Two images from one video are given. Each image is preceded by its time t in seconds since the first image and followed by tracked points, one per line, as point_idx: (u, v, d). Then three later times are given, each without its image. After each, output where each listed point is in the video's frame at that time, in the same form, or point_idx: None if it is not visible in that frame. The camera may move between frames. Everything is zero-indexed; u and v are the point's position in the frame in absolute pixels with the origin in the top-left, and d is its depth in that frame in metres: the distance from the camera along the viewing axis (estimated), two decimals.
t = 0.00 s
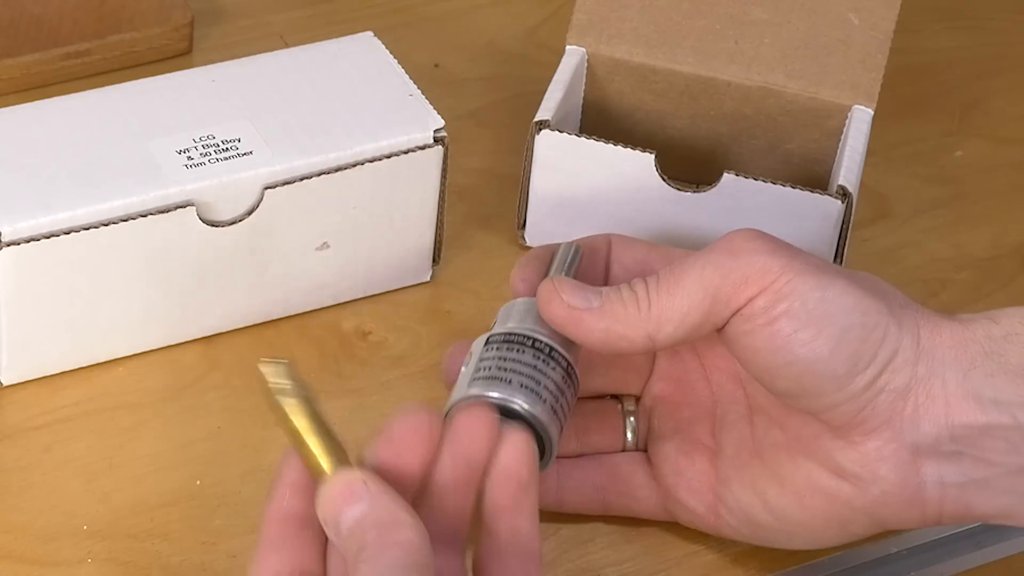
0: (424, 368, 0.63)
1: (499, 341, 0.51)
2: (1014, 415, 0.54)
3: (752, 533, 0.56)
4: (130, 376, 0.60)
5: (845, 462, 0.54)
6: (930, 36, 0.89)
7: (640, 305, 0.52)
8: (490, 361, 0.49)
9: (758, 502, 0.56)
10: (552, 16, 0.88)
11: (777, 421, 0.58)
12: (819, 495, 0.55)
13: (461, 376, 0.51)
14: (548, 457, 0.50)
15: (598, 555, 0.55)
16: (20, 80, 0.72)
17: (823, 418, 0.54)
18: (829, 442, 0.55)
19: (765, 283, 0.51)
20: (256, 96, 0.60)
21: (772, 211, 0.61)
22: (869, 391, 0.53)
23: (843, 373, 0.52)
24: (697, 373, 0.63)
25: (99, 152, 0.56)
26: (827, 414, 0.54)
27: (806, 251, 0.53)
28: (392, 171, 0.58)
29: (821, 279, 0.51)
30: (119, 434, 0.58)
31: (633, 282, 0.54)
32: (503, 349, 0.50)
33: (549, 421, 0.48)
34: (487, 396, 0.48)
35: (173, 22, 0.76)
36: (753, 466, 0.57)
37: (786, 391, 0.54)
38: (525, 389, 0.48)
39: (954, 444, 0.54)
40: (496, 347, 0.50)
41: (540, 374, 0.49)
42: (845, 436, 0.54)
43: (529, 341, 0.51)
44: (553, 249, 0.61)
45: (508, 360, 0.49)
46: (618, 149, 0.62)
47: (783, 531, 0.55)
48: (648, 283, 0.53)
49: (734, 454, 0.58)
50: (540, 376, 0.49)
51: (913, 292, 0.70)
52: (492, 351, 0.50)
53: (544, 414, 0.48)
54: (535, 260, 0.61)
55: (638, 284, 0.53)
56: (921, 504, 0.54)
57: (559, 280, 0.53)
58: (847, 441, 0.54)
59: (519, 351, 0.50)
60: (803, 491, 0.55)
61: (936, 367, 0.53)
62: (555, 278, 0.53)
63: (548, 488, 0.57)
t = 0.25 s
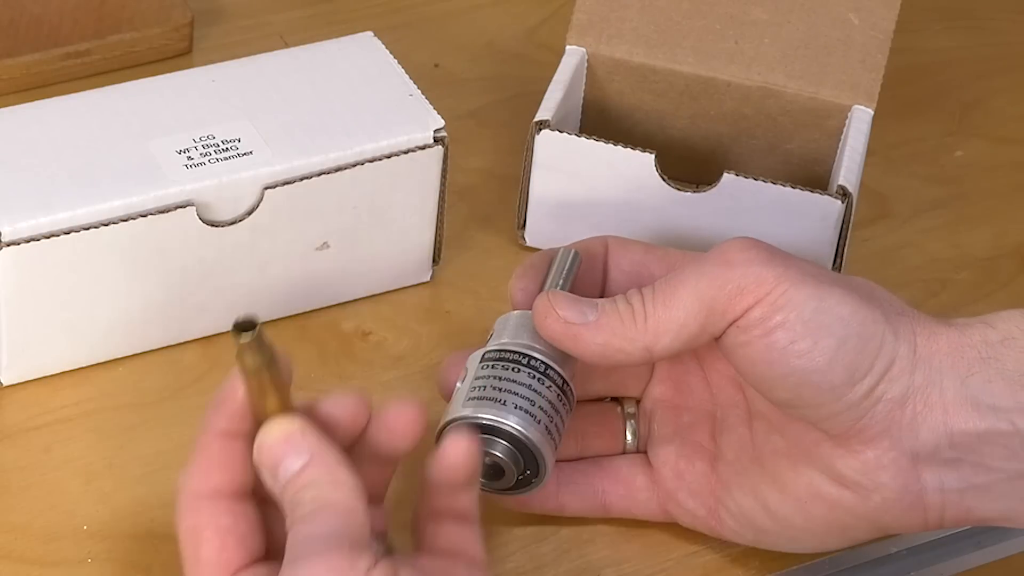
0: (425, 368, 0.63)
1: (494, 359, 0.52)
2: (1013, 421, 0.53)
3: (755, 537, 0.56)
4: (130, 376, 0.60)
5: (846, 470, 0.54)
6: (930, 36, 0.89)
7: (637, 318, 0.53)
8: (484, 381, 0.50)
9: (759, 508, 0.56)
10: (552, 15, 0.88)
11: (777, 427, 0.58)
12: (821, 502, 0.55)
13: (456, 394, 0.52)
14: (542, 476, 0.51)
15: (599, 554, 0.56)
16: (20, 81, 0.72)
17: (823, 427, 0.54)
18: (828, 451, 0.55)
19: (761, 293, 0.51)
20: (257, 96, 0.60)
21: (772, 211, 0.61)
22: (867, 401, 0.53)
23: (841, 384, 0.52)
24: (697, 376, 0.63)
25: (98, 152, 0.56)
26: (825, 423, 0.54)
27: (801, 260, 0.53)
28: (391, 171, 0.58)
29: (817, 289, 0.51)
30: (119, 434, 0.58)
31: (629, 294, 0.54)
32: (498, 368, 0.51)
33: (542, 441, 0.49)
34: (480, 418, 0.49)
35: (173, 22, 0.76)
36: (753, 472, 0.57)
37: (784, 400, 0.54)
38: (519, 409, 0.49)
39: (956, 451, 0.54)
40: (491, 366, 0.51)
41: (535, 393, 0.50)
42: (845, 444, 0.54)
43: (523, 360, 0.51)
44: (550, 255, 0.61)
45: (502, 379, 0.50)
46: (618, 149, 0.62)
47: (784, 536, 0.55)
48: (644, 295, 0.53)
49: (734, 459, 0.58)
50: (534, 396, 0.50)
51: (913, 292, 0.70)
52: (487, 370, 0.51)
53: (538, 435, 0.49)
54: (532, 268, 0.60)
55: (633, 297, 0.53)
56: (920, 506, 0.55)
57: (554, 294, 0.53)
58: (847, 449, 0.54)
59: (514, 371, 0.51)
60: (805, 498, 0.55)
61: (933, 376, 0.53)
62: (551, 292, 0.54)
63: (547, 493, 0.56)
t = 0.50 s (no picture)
0: (425, 368, 0.63)
1: (494, 361, 0.51)
2: (1013, 422, 0.53)
3: (755, 538, 0.56)
4: (130, 376, 0.60)
5: (846, 472, 0.54)
6: (930, 36, 0.89)
7: (636, 320, 0.53)
8: (483, 383, 0.50)
9: (760, 509, 0.56)
10: (552, 15, 0.88)
11: (777, 429, 0.58)
12: (821, 503, 0.55)
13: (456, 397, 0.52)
14: (542, 478, 0.51)
15: (599, 555, 0.56)
16: (20, 81, 0.72)
17: (822, 428, 0.54)
18: (828, 451, 0.55)
19: (761, 297, 0.51)
20: (257, 96, 0.60)
21: (772, 211, 0.61)
22: (867, 403, 0.53)
23: (840, 387, 0.52)
24: (696, 376, 0.63)
25: (99, 152, 0.56)
26: (825, 425, 0.54)
27: (801, 262, 0.53)
28: (391, 171, 0.58)
29: (816, 292, 0.51)
30: (119, 434, 0.58)
31: (629, 296, 0.54)
32: (498, 370, 0.51)
33: (542, 444, 0.49)
34: (479, 421, 0.49)
35: (173, 22, 0.76)
36: (753, 472, 0.57)
37: (784, 402, 0.54)
38: (518, 412, 0.49)
39: (957, 452, 0.54)
40: (490, 368, 0.51)
41: (534, 396, 0.50)
42: (844, 446, 0.54)
43: (522, 362, 0.51)
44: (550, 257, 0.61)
45: (501, 382, 0.50)
46: (617, 149, 0.62)
47: (784, 537, 0.55)
48: (643, 297, 0.53)
49: (734, 459, 0.58)
50: (534, 398, 0.50)
51: (913, 292, 0.70)
52: (486, 372, 0.51)
53: (537, 437, 0.49)
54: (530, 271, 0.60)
55: (633, 298, 0.53)
56: (920, 506, 0.55)
57: (553, 295, 0.53)
58: (847, 451, 0.54)
59: (513, 372, 0.51)
60: (804, 499, 0.55)
61: (933, 378, 0.53)
62: (550, 294, 0.54)
63: (547, 494, 0.56)
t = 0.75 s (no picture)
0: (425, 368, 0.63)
1: (494, 358, 0.51)
2: (1013, 423, 0.54)
3: (756, 538, 0.56)
4: (130, 376, 0.60)
5: (847, 472, 0.54)
6: (930, 36, 0.89)
7: (637, 317, 0.53)
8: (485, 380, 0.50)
9: (760, 509, 0.56)
10: (552, 16, 0.88)
11: (777, 428, 0.57)
12: (821, 502, 0.55)
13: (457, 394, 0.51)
14: (543, 474, 0.51)
15: (599, 555, 0.55)
16: (20, 80, 0.72)
17: (822, 429, 0.54)
18: (829, 451, 0.55)
19: (763, 296, 0.51)
20: (257, 95, 0.60)
21: (772, 211, 0.61)
22: (867, 403, 0.53)
23: (840, 387, 0.52)
24: (695, 376, 0.63)
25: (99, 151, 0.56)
26: (825, 425, 0.54)
27: (802, 262, 0.53)
28: (391, 171, 0.58)
29: (817, 292, 0.51)
30: (119, 434, 0.58)
31: (629, 293, 0.54)
32: (499, 366, 0.51)
33: (544, 439, 0.49)
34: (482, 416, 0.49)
35: (172, 22, 0.76)
36: (753, 472, 0.57)
37: (784, 403, 0.54)
38: (519, 407, 0.49)
39: (957, 453, 0.54)
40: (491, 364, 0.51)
41: (536, 391, 0.50)
42: (845, 446, 0.54)
43: (524, 358, 0.51)
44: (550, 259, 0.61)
45: (503, 378, 0.50)
46: (617, 150, 0.62)
47: (784, 538, 0.55)
48: (644, 294, 0.53)
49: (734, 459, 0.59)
50: (535, 393, 0.50)
51: (913, 292, 0.70)
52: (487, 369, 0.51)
53: (539, 432, 0.49)
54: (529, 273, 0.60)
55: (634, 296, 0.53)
56: (922, 508, 0.54)
57: (554, 292, 0.53)
58: (848, 451, 0.54)
59: (514, 369, 0.51)
60: (805, 499, 0.55)
61: (933, 378, 0.53)
62: (551, 291, 0.53)
63: (547, 493, 0.56)
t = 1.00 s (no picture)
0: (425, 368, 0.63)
1: (495, 358, 0.52)
2: (1011, 421, 0.53)
3: (755, 537, 0.56)
4: (130, 376, 0.60)
5: (846, 471, 0.54)
6: (930, 36, 0.89)
7: (637, 317, 0.53)
8: (485, 380, 0.50)
9: (760, 508, 0.56)
10: (552, 16, 0.88)
11: (776, 428, 0.57)
12: (820, 501, 0.55)
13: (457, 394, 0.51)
14: (544, 475, 0.51)
15: (599, 554, 0.55)
16: (20, 81, 0.72)
17: (822, 428, 0.54)
18: (828, 450, 0.55)
19: (762, 294, 0.51)
20: (257, 95, 0.60)
21: (771, 211, 0.61)
22: (867, 402, 0.53)
23: (840, 387, 0.52)
24: (694, 376, 0.63)
25: (99, 151, 0.56)
26: (825, 424, 0.54)
27: (802, 261, 0.53)
28: (391, 171, 0.58)
29: (817, 291, 0.51)
30: (119, 434, 0.58)
31: (630, 292, 0.54)
32: (498, 366, 0.51)
33: (545, 439, 0.49)
34: (484, 416, 0.49)
35: (173, 22, 0.76)
36: (752, 471, 0.57)
37: (784, 402, 0.54)
38: (520, 407, 0.49)
39: (957, 451, 0.54)
40: (491, 364, 0.51)
41: (536, 391, 0.50)
42: (845, 445, 0.54)
43: (524, 358, 0.51)
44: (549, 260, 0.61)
45: (503, 378, 0.50)
46: (617, 149, 0.62)
47: (785, 536, 0.55)
48: (644, 294, 0.53)
49: (733, 459, 0.58)
50: (535, 394, 0.50)
51: (913, 292, 0.70)
52: (487, 369, 0.51)
53: (540, 433, 0.49)
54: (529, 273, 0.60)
55: (634, 295, 0.53)
56: (921, 506, 0.54)
57: (554, 292, 0.53)
58: (847, 450, 0.54)
59: (514, 369, 0.51)
60: (805, 498, 0.55)
61: (932, 377, 0.53)
62: (550, 291, 0.54)
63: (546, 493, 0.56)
